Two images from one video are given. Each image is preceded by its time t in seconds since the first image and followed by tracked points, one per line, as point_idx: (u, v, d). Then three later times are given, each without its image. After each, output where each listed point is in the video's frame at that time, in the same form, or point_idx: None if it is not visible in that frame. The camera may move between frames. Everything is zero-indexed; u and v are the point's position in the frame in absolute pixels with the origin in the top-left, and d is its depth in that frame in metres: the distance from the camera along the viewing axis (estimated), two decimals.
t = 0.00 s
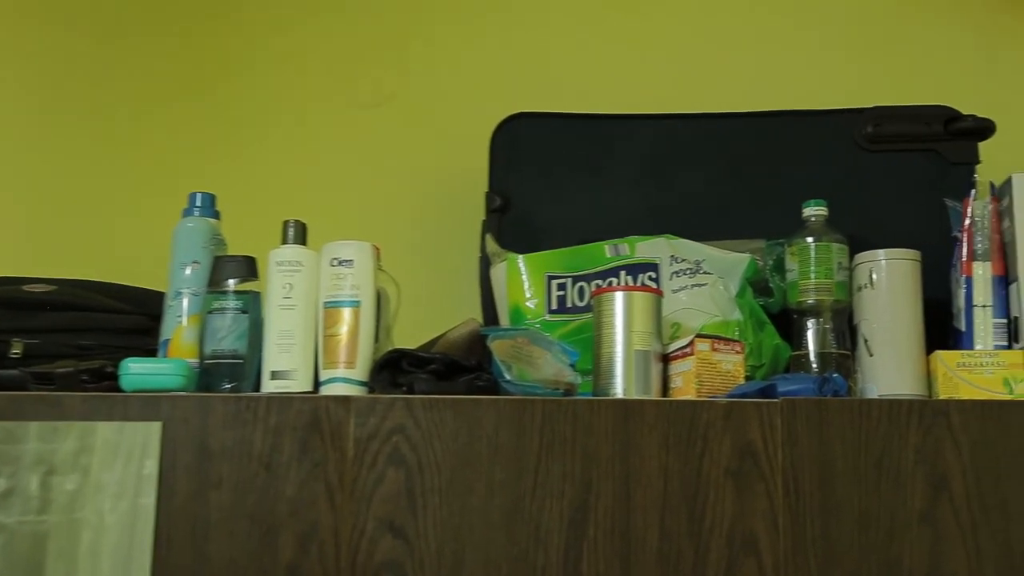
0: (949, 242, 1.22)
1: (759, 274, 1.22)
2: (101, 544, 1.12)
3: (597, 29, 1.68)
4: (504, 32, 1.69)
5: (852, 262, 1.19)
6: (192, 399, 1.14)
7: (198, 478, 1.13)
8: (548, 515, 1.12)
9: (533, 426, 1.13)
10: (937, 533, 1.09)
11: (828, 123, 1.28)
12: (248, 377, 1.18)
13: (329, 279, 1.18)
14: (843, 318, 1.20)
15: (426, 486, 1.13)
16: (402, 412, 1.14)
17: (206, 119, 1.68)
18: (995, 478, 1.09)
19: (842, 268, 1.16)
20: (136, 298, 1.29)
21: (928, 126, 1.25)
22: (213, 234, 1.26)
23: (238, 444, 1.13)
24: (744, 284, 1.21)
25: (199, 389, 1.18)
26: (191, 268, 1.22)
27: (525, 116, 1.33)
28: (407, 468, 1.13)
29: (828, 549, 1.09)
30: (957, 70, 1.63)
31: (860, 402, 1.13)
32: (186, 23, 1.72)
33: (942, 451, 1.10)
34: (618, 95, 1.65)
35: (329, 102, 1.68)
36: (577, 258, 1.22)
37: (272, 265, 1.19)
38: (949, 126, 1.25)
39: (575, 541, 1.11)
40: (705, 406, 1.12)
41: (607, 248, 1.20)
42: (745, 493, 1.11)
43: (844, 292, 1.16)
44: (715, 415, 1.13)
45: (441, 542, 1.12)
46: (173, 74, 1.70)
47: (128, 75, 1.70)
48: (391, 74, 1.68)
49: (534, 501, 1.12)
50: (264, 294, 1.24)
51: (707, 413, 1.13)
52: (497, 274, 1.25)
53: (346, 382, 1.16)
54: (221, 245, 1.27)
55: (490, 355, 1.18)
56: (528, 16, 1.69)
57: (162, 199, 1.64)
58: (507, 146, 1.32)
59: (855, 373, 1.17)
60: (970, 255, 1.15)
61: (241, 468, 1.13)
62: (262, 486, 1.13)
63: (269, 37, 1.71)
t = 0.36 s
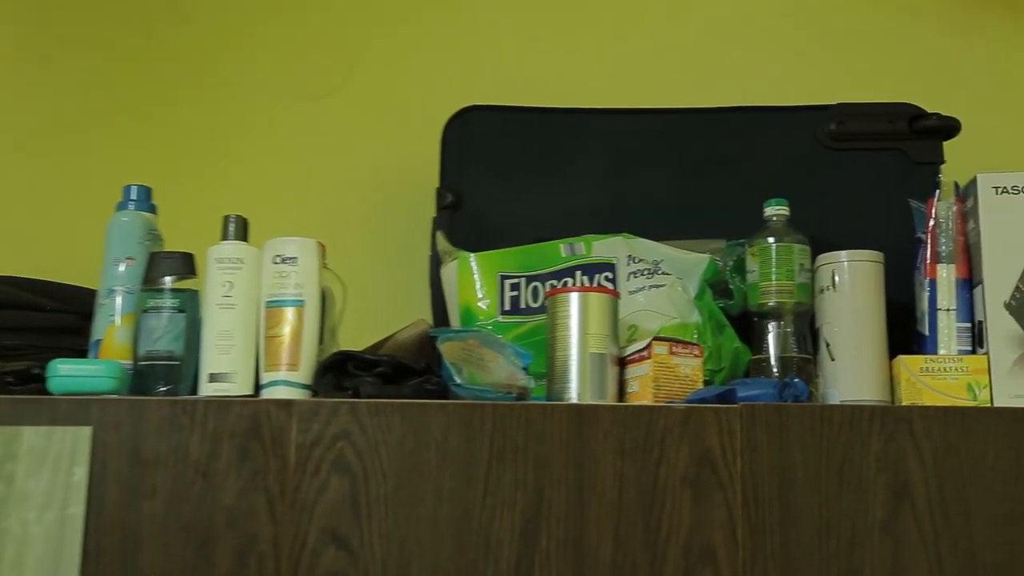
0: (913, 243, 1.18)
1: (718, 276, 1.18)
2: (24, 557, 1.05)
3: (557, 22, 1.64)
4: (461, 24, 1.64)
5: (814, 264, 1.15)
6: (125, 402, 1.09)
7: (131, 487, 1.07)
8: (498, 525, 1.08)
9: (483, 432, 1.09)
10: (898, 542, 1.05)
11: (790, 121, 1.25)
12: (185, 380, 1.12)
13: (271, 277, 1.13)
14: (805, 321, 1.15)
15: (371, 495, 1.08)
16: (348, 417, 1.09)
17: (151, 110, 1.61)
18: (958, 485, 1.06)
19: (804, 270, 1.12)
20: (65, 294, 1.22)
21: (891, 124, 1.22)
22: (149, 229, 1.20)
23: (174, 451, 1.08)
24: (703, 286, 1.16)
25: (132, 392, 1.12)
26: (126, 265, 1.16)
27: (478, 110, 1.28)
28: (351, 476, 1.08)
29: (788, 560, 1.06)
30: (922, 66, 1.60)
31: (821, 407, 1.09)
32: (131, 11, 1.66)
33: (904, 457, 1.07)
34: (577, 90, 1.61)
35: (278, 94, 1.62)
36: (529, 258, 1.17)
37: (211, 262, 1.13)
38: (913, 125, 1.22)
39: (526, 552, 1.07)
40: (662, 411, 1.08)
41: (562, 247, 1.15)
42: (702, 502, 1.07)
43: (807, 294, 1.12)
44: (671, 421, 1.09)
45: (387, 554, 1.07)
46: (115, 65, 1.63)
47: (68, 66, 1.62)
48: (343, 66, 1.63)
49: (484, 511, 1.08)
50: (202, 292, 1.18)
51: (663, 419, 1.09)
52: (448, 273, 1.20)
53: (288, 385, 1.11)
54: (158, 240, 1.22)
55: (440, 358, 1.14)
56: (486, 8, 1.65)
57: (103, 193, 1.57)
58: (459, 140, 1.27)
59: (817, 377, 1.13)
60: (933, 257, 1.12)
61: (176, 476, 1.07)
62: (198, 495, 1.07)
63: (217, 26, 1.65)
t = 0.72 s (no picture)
0: (877, 244, 1.15)
1: (676, 277, 1.14)
2: None
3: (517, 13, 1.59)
4: (418, 16, 1.59)
5: (775, 264, 1.10)
6: (51, 406, 1.03)
7: (58, 494, 1.02)
8: (446, 536, 1.03)
9: (431, 438, 1.04)
10: (858, 553, 1.02)
11: (751, 117, 1.21)
12: (117, 382, 1.07)
13: (209, 275, 1.08)
14: (766, 324, 1.11)
15: (313, 503, 1.03)
16: (289, 422, 1.04)
17: (96, 102, 1.56)
18: (921, 494, 1.02)
19: (765, 271, 1.08)
20: None
21: (857, 122, 1.18)
22: (80, 223, 1.15)
23: (104, 456, 1.02)
24: (661, 287, 1.12)
25: (60, 395, 1.07)
26: (54, 261, 1.11)
27: (429, 102, 1.23)
28: (292, 483, 1.03)
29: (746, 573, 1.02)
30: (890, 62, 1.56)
31: (781, 413, 1.05)
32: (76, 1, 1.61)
33: (866, 465, 1.03)
34: (537, 81, 1.55)
35: (227, 86, 1.56)
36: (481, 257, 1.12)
37: (145, 258, 1.08)
38: (879, 122, 1.18)
39: (475, 564, 1.02)
40: (616, 417, 1.04)
41: (515, 245, 1.11)
42: (658, 512, 1.03)
43: (767, 296, 1.08)
44: (627, 427, 1.05)
45: (329, 565, 1.02)
46: (60, 56, 1.58)
47: (15, 59, 1.58)
48: (295, 57, 1.57)
49: (431, 520, 1.03)
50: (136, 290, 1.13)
51: (619, 424, 1.04)
52: (395, 271, 1.14)
53: (226, 388, 1.06)
54: (90, 235, 1.16)
55: (386, 361, 1.09)
56: None
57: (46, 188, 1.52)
58: (410, 134, 1.22)
59: (777, 382, 1.09)
60: (897, 259, 1.08)
61: (106, 483, 1.02)
62: (130, 503, 1.02)
63: (165, 15, 1.60)
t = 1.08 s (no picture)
0: (837, 245, 1.10)
1: (630, 278, 1.09)
2: None
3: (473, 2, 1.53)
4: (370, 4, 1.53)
5: (732, 266, 1.07)
6: None
7: None
8: (386, 548, 0.98)
9: (372, 444, 0.99)
10: (815, 566, 0.97)
11: (709, 111, 1.15)
12: (39, 385, 1.01)
13: (139, 272, 1.03)
14: (721, 327, 1.08)
15: (247, 514, 0.98)
16: (222, 427, 0.99)
17: (31, 90, 1.49)
18: (879, 504, 0.98)
19: (721, 272, 1.05)
20: None
21: (816, 118, 1.12)
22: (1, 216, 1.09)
23: (26, 463, 0.97)
24: (614, 288, 1.07)
25: None
26: None
27: (371, 91, 1.16)
28: (225, 492, 0.98)
29: None
30: (852, 57, 1.52)
31: (736, 420, 1.01)
32: None
33: (823, 475, 0.99)
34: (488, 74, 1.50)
35: (167, 76, 1.50)
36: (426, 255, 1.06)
37: (70, 253, 1.02)
38: (839, 119, 1.12)
39: None
40: (566, 423, 1.00)
41: (462, 243, 1.06)
42: (608, 523, 0.99)
43: (723, 298, 1.04)
44: (577, 434, 1.00)
45: None
46: None
47: None
48: (240, 45, 1.51)
49: (371, 532, 0.98)
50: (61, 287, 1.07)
51: (569, 431, 1.00)
52: (336, 269, 1.07)
53: (155, 392, 1.01)
54: (12, 229, 1.10)
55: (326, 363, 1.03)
56: None
57: None
58: (350, 125, 1.15)
59: (732, 387, 1.05)
60: (857, 261, 1.04)
61: (26, 492, 0.96)
62: (51, 513, 0.96)
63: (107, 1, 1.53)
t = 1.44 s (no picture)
0: (790, 247, 1.05)
1: (578, 279, 1.04)
2: None
3: None
4: None
5: (683, 266, 1.03)
6: None
7: None
8: (323, 558, 0.93)
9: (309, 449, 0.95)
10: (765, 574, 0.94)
11: (665, 108, 1.09)
12: None
13: (65, 268, 0.98)
14: (671, 330, 1.05)
15: (177, 522, 0.93)
16: (152, 432, 0.95)
17: None
18: (830, 513, 0.95)
19: (671, 273, 1.01)
20: None
21: (770, 116, 1.07)
22: None
23: None
24: (562, 288, 1.03)
25: None
26: None
27: (309, 82, 1.08)
28: (154, 499, 0.94)
29: None
30: (806, 59, 1.50)
31: (686, 425, 0.98)
32: None
33: (774, 483, 0.96)
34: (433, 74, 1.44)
35: (105, 63, 1.44)
36: (368, 253, 1.02)
37: None
38: (794, 117, 1.07)
39: None
40: (510, 428, 0.96)
41: (404, 240, 1.01)
42: (553, 530, 0.95)
43: (673, 300, 1.01)
44: (522, 441, 0.97)
45: None
46: None
47: None
48: (184, 34, 1.46)
49: (308, 540, 0.94)
50: None
51: (514, 436, 0.96)
52: (273, 270, 1.02)
53: (81, 395, 0.96)
54: None
55: (262, 365, 0.99)
56: None
57: None
58: (288, 117, 1.07)
59: (683, 391, 1.02)
60: (810, 263, 1.01)
61: None
62: None
63: None
